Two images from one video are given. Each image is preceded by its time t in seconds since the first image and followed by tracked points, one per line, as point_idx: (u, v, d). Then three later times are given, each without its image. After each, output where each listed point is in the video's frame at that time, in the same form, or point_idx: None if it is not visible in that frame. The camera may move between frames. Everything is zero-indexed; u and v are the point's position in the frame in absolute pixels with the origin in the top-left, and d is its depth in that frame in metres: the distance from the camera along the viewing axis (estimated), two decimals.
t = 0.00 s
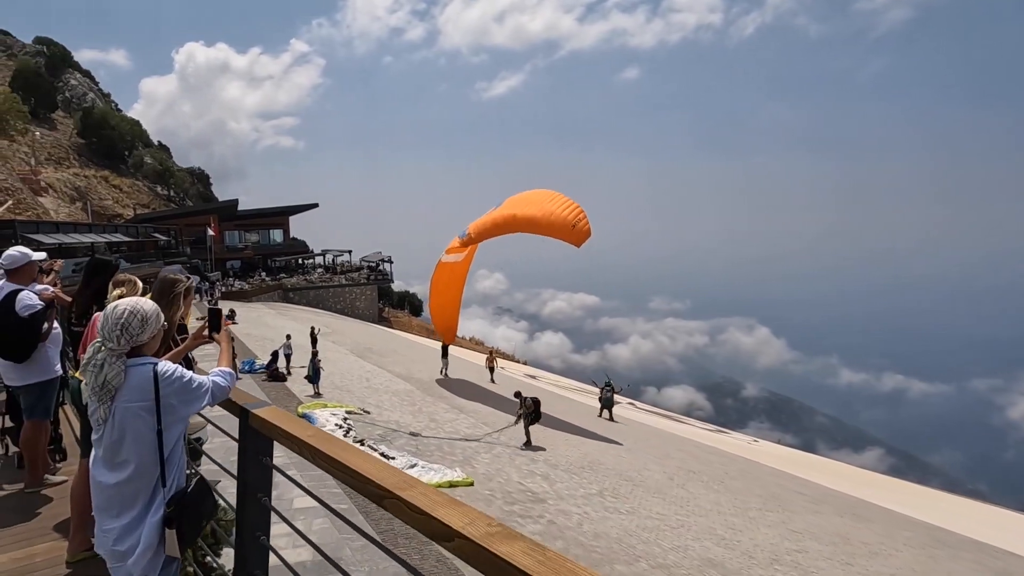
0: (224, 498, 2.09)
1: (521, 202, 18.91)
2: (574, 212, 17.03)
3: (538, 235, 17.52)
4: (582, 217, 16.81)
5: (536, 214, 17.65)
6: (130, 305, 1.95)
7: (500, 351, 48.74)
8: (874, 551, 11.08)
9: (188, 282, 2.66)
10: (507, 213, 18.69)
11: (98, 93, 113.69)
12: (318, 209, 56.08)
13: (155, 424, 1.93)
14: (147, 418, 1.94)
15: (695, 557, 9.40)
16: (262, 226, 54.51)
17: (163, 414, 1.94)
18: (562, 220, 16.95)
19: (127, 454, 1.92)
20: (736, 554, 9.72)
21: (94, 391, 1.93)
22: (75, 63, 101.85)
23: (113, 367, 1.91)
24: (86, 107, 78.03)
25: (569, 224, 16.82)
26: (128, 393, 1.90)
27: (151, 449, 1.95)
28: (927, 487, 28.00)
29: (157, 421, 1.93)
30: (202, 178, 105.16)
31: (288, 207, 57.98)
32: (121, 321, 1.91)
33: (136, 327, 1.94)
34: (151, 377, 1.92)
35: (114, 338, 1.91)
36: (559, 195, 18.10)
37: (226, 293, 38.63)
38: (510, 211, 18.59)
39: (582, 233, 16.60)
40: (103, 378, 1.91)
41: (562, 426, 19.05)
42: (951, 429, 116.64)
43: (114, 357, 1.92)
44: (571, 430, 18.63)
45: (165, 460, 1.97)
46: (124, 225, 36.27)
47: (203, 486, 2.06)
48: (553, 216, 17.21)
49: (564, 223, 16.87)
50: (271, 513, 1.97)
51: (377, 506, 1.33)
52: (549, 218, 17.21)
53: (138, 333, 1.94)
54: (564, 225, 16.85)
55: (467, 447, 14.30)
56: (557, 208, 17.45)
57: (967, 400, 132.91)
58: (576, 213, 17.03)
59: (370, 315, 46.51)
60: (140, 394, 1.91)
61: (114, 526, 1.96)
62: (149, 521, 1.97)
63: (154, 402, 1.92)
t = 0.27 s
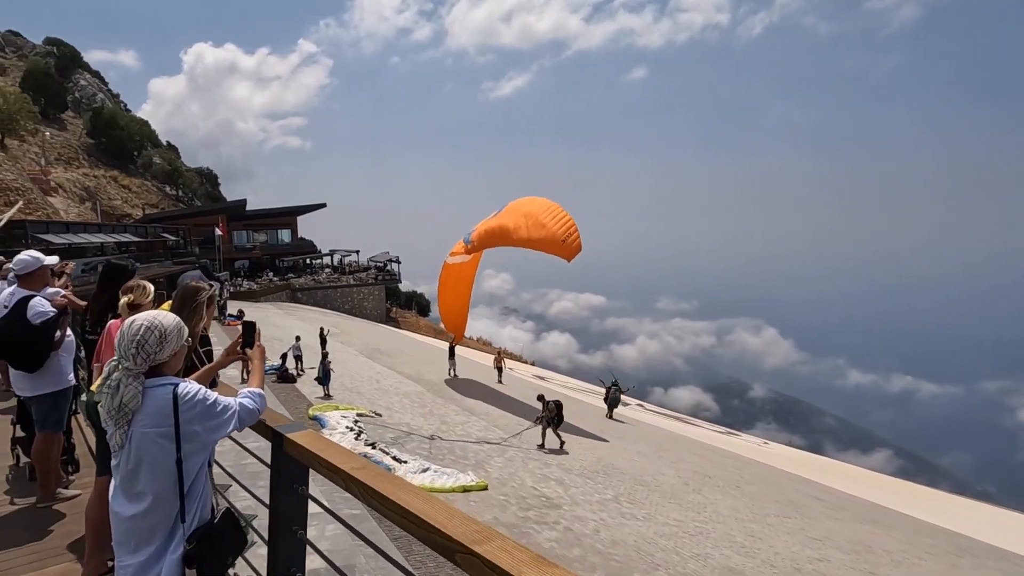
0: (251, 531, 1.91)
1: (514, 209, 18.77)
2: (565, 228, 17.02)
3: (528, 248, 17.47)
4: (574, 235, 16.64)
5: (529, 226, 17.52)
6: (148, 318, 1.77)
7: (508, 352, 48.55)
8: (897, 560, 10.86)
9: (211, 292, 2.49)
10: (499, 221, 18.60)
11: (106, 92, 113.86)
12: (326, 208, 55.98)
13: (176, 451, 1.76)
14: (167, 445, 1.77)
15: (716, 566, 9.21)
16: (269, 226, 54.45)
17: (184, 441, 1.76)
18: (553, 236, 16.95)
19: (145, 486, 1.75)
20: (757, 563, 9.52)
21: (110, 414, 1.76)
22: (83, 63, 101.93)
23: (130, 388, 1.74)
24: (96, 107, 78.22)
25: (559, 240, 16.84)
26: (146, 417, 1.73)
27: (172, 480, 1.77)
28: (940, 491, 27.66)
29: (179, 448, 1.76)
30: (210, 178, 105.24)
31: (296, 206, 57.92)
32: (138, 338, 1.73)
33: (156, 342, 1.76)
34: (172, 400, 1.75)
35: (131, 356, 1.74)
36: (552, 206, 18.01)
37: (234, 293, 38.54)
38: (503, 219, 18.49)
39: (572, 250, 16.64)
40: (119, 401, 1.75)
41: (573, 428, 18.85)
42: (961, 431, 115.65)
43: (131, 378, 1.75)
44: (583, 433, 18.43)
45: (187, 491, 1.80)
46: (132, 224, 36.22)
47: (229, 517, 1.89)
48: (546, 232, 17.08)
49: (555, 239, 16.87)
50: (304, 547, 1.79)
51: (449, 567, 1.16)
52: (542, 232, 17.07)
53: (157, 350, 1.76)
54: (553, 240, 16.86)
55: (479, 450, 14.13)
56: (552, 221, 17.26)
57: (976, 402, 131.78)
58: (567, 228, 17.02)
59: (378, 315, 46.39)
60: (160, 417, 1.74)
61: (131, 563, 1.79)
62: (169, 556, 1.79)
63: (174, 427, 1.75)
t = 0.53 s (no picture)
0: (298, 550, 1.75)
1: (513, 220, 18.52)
2: (553, 246, 16.66)
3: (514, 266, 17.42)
4: (560, 252, 16.45)
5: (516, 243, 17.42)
6: (187, 319, 1.61)
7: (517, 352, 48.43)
8: (921, 565, 10.66)
9: (247, 294, 2.35)
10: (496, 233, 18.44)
11: (118, 94, 114.51)
12: (335, 209, 56.01)
13: (218, 464, 1.59)
14: (208, 458, 1.59)
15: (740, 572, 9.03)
16: (279, 226, 54.51)
17: (226, 453, 1.59)
18: (541, 254, 16.65)
19: (185, 501, 1.59)
20: (781, 569, 9.34)
21: (149, 422, 1.61)
22: (95, 65, 102.54)
23: (168, 395, 1.58)
24: (108, 108, 78.72)
25: (546, 259, 16.53)
26: (186, 426, 1.57)
27: (213, 495, 1.61)
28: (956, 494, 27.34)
29: (220, 461, 1.59)
30: (220, 178, 105.61)
31: (306, 207, 57.93)
32: (178, 339, 1.56)
33: (195, 345, 1.59)
34: (212, 410, 1.58)
35: (171, 360, 1.57)
36: (547, 220, 17.62)
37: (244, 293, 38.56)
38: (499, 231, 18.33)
39: (557, 271, 16.32)
40: (158, 408, 1.59)
41: (587, 430, 18.70)
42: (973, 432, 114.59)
43: (171, 383, 1.60)
44: (597, 434, 18.27)
45: (230, 509, 1.64)
46: (143, 224, 36.30)
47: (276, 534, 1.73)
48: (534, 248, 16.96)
49: (542, 258, 16.58)
50: (358, 565, 1.63)
51: None
52: (528, 247, 16.92)
53: (198, 352, 1.60)
54: (540, 259, 16.57)
55: (494, 451, 13.97)
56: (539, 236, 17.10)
57: (988, 403, 130.61)
58: (555, 247, 16.66)
59: (387, 315, 46.36)
60: (199, 428, 1.57)
61: None
62: None
63: (214, 439, 1.58)
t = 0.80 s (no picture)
0: None
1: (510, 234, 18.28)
2: (539, 269, 16.44)
3: (507, 289, 17.36)
4: (544, 276, 16.22)
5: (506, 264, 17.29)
6: (239, 324, 1.44)
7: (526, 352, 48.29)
8: (949, 571, 10.45)
9: (287, 300, 2.19)
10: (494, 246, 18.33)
11: (127, 94, 114.99)
12: (344, 208, 55.97)
13: (271, 487, 1.41)
14: (261, 481, 1.42)
15: None
16: (288, 226, 54.52)
17: (281, 476, 1.41)
18: (526, 277, 16.51)
19: (237, 527, 1.42)
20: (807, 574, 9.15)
21: (196, 439, 1.45)
22: (104, 65, 102.98)
23: (219, 409, 1.42)
24: (117, 108, 78.98)
25: (530, 283, 16.38)
26: (238, 446, 1.40)
27: (267, 522, 1.43)
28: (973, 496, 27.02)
29: (274, 485, 1.41)
30: (229, 178, 105.94)
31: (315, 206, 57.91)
32: (230, 346, 1.39)
33: (246, 353, 1.42)
34: (266, 426, 1.40)
35: (221, 370, 1.41)
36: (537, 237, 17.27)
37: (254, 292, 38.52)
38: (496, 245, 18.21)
39: (540, 296, 16.18)
40: (206, 423, 1.42)
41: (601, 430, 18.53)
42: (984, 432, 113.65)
43: (222, 395, 1.43)
44: (611, 435, 18.09)
45: (286, 537, 1.46)
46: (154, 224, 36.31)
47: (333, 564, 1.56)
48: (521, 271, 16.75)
49: (526, 281, 16.44)
50: None
51: None
52: (515, 269, 16.81)
53: (250, 362, 1.42)
54: (525, 283, 16.44)
55: (510, 453, 13.81)
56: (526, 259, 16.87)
57: (999, 403, 129.56)
58: (540, 270, 16.43)
59: (396, 315, 46.27)
60: (253, 447, 1.40)
61: None
62: None
63: (267, 458, 1.41)
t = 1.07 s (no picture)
0: None
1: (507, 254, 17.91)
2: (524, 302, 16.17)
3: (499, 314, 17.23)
4: (528, 310, 15.95)
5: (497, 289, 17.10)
6: (284, 335, 1.28)
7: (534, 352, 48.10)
8: None
9: (324, 309, 2.03)
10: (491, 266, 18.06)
11: (136, 94, 115.44)
12: (352, 207, 55.92)
13: (319, 521, 1.24)
14: (307, 512, 1.25)
15: None
16: (296, 225, 54.50)
17: (329, 509, 1.23)
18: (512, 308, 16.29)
19: (280, 570, 1.26)
20: None
21: (234, 466, 1.29)
22: (113, 65, 103.52)
23: (262, 430, 1.25)
24: (127, 109, 79.21)
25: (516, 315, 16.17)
26: (282, 474, 1.24)
27: (315, 561, 1.26)
28: (989, 498, 26.65)
29: (323, 518, 1.23)
30: (237, 177, 106.22)
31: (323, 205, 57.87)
32: (275, 359, 1.23)
33: (293, 367, 1.25)
34: (313, 451, 1.23)
35: (265, 387, 1.24)
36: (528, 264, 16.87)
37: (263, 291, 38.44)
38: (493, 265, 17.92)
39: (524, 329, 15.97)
40: (247, 448, 1.26)
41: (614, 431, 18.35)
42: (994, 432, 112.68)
43: (266, 415, 1.27)
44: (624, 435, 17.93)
45: None
46: (164, 224, 36.34)
47: None
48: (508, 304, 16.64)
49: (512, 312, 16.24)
50: None
51: None
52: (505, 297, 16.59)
53: (296, 377, 1.25)
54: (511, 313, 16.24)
55: (523, 455, 13.64)
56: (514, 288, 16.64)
57: (1009, 403, 128.52)
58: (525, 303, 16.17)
59: (404, 314, 46.16)
60: (300, 475, 1.23)
61: None
62: None
63: (315, 487, 1.24)
